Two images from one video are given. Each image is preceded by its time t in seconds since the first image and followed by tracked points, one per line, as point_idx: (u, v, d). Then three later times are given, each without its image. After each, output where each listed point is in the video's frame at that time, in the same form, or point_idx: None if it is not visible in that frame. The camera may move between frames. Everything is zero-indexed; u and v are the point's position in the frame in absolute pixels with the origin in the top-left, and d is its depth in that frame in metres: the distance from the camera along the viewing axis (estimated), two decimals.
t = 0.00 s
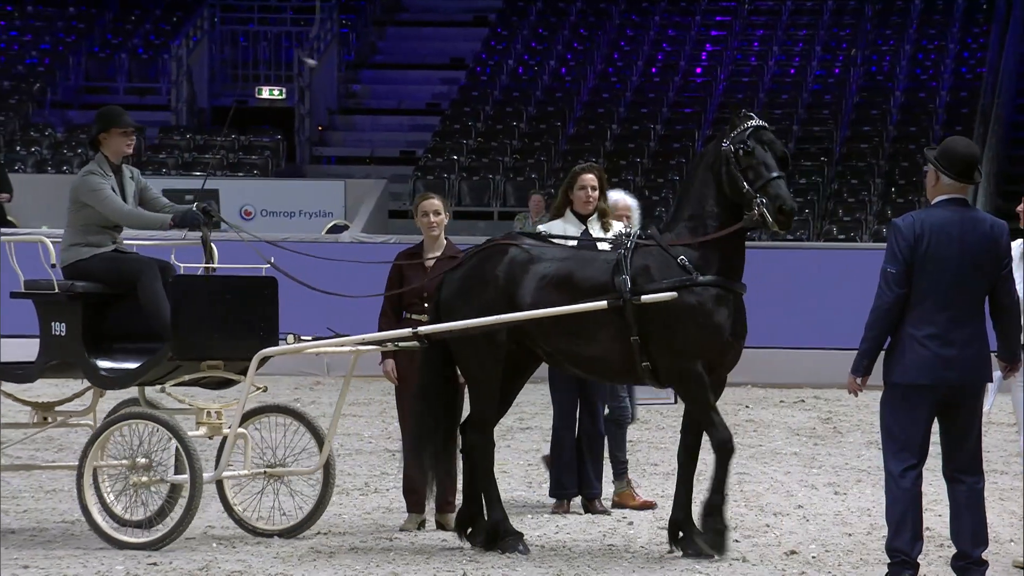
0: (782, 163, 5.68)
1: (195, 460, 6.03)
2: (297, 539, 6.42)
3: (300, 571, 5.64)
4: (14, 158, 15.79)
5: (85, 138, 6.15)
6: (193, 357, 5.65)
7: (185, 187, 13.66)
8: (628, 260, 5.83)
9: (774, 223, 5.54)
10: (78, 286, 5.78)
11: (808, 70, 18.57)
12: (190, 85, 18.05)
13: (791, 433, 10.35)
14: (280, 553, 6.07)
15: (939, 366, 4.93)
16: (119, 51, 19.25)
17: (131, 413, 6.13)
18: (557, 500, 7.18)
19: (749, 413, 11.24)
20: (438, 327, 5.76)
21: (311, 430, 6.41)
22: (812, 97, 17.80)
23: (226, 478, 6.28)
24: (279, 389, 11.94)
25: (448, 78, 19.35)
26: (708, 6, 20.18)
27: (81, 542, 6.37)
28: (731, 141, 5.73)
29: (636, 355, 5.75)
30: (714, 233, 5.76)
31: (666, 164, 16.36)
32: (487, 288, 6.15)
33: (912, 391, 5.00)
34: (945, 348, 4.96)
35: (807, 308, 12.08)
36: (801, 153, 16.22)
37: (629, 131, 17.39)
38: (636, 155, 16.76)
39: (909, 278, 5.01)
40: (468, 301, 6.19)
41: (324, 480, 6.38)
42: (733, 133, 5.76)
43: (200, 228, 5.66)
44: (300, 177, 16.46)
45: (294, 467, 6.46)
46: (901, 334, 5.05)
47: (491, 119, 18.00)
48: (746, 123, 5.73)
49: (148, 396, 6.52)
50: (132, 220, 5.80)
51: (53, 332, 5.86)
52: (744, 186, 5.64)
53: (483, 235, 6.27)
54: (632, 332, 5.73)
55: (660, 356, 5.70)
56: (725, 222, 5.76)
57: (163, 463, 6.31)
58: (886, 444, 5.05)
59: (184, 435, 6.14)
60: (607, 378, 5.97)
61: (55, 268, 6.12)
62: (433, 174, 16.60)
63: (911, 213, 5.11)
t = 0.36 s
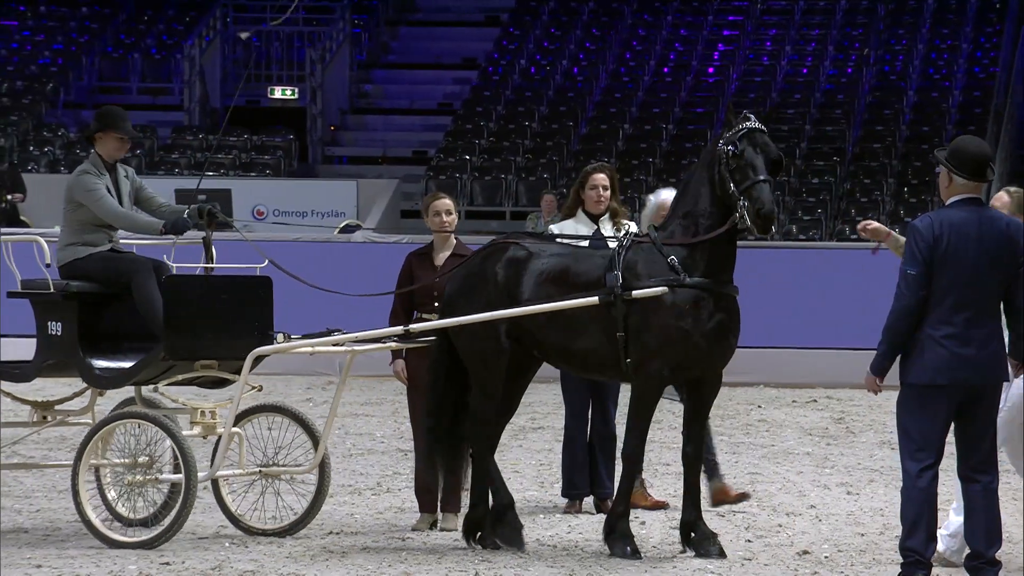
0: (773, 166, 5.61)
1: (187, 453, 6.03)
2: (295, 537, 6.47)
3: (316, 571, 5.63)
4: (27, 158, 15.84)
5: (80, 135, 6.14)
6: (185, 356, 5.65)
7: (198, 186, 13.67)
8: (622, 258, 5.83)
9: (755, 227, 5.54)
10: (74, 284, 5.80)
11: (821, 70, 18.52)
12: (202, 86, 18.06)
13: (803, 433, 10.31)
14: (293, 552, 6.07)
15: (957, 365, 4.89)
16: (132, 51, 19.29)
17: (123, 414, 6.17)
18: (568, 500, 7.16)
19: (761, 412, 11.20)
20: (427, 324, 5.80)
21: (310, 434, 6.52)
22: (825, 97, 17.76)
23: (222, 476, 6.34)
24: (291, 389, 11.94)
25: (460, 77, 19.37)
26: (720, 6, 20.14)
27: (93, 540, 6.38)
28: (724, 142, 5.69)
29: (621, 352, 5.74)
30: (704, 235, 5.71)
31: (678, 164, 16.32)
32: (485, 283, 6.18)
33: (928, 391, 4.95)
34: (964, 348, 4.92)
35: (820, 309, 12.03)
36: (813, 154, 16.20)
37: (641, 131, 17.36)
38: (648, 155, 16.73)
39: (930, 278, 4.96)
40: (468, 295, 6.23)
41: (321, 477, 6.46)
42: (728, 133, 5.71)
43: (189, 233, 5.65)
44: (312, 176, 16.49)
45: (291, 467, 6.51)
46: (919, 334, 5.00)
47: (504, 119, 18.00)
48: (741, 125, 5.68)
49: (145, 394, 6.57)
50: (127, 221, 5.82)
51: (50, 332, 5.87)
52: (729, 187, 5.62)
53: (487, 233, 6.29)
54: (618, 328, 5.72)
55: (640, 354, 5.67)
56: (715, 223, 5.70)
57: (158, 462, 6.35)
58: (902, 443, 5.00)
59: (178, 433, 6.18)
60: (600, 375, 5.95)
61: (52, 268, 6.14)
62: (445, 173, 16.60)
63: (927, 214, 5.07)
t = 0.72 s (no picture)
0: (760, 166, 5.56)
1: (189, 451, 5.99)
2: (306, 536, 6.47)
3: (334, 571, 5.62)
4: (44, 158, 15.92)
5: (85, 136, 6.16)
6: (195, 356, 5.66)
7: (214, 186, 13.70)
8: (620, 256, 5.80)
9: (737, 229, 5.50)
10: (83, 284, 5.82)
11: (838, 69, 18.43)
12: (219, 86, 18.18)
13: (820, 433, 10.25)
14: (310, 552, 6.06)
15: (977, 366, 4.83)
16: (149, 51, 19.39)
17: (129, 412, 6.17)
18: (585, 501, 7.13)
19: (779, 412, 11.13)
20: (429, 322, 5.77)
21: (319, 432, 6.52)
22: (842, 97, 17.68)
23: (230, 474, 6.34)
24: (308, 388, 11.94)
25: (476, 77, 19.38)
26: (737, 5, 20.08)
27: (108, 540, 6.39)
28: (712, 141, 5.65)
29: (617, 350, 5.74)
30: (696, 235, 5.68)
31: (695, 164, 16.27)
32: (485, 280, 6.15)
33: (947, 392, 4.89)
34: (983, 347, 4.86)
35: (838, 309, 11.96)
36: (830, 154, 16.13)
37: (658, 130, 17.31)
38: (665, 154, 16.68)
39: (949, 278, 4.89)
40: (468, 291, 6.21)
41: (331, 476, 6.45)
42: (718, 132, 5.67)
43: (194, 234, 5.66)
44: (329, 176, 16.50)
45: (301, 466, 6.51)
46: (938, 335, 4.93)
47: (520, 118, 17.98)
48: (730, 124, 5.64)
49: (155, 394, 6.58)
50: (131, 220, 5.83)
51: (60, 331, 5.88)
52: (714, 186, 5.59)
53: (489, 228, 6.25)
54: (615, 326, 5.72)
55: (637, 353, 5.67)
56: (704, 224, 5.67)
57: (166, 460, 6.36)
58: (920, 444, 4.95)
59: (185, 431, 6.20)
60: (593, 373, 5.96)
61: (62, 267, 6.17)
62: (462, 173, 16.59)
63: (944, 215, 5.01)
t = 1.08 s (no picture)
0: (762, 164, 5.59)
1: (195, 446, 5.99)
2: (318, 535, 6.47)
3: (350, 570, 5.60)
4: (61, 158, 16.00)
5: (100, 135, 6.17)
6: (204, 355, 5.66)
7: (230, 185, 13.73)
8: (619, 255, 5.78)
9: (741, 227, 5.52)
10: (93, 283, 5.83)
11: (854, 68, 18.35)
12: (235, 86, 18.29)
13: (836, 432, 10.20)
14: (326, 551, 6.05)
15: (990, 365, 4.79)
16: (165, 51, 19.46)
17: (136, 410, 6.18)
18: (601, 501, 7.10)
19: (796, 411, 11.08)
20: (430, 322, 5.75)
21: (328, 429, 6.51)
22: (858, 96, 17.60)
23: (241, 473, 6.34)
24: (324, 387, 11.94)
25: (492, 77, 19.38)
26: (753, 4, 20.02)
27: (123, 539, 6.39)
28: (715, 139, 5.65)
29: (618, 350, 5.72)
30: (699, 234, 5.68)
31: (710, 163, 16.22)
32: (484, 279, 6.13)
33: (963, 391, 4.84)
34: (995, 345, 4.81)
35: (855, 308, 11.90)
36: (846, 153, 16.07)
37: (674, 129, 17.26)
38: (681, 153, 16.62)
39: (960, 278, 4.86)
40: (467, 290, 6.19)
41: (341, 474, 6.45)
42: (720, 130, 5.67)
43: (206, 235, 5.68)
44: (345, 175, 16.51)
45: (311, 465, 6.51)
46: (951, 334, 4.89)
47: (536, 117, 17.96)
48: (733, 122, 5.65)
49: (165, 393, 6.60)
50: (143, 220, 5.84)
51: (71, 330, 5.89)
52: (716, 184, 5.59)
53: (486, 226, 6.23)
54: (616, 326, 5.70)
55: (639, 353, 5.66)
56: (706, 223, 5.67)
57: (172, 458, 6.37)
58: (936, 444, 4.91)
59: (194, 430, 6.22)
60: (593, 372, 5.94)
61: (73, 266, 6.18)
62: (477, 172, 16.58)
63: (951, 214, 4.98)
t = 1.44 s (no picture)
0: (774, 162, 5.58)
1: (200, 444, 6.01)
2: (328, 534, 6.47)
3: (363, 569, 5.59)
4: (76, 157, 16.09)
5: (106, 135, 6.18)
6: (207, 354, 5.68)
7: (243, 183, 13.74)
8: (625, 255, 5.76)
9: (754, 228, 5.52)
10: (99, 282, 5.84)
11: (868, 67, 18.29)
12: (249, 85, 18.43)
13: (850, 432, 10.16)
14: (340, 551, 6.04)
15: (1004, 364, 4.73)
16: (179, 50, 19.54)
17: (142, 409, 6.19)
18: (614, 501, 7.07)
19: (809, 410, 11.02)
20: (435, 322, 5.73)
21: (334, 428, 6.51)
22: (872, 95, 17.53)
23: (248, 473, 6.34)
24: (338, 386, 11.95)
25: (505, 76, 19.39)
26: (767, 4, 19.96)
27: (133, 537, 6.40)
28: (726, 139, 5.65)
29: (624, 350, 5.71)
30: (707, 236, 5.67)
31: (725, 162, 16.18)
32: (488, 280, 6.11)
33: (977, 391, 4.79)
34: (1009, 345, 4.76)
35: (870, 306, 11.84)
36: (861, 152, 16.01)
37: (688, 128, 17.21)
38: (694, 152, 16.57)
39: (971, 277, 4.82)
40: (471, 290, 6.17)
41: (348, 475, 6.45)
42: (731, 131, 5.66)
43: (213, 236, 5.68)
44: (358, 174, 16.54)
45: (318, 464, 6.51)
46: (963, 334, 4.85)
47: (549, 117, 17.94)
48: (746, 122, 5.63)
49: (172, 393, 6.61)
50: (149, 221, 5.85)
51: (77, 329, 5.91)
52: (730, 185, 5.59)
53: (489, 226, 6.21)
54: (622, 327, 5.68)
55: (645, 353, 5.64)
56: (716, 226, 5.67)
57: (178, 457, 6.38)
58: (950, 444, 4.87)
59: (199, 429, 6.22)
60: (599, 372, 5.92)
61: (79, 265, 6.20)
62: (491, 172, 16.57)
63: (965, 212, 4.94)
